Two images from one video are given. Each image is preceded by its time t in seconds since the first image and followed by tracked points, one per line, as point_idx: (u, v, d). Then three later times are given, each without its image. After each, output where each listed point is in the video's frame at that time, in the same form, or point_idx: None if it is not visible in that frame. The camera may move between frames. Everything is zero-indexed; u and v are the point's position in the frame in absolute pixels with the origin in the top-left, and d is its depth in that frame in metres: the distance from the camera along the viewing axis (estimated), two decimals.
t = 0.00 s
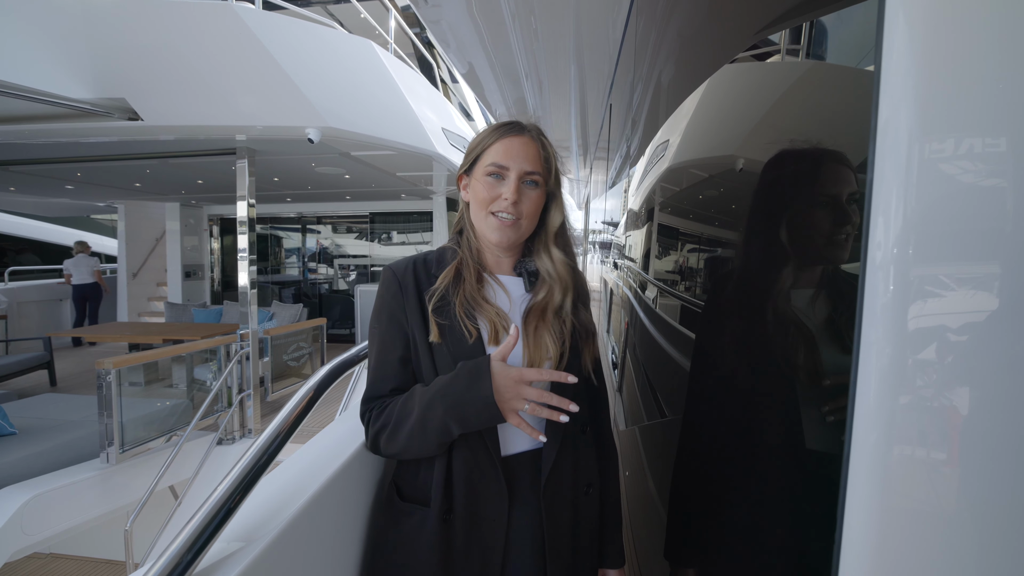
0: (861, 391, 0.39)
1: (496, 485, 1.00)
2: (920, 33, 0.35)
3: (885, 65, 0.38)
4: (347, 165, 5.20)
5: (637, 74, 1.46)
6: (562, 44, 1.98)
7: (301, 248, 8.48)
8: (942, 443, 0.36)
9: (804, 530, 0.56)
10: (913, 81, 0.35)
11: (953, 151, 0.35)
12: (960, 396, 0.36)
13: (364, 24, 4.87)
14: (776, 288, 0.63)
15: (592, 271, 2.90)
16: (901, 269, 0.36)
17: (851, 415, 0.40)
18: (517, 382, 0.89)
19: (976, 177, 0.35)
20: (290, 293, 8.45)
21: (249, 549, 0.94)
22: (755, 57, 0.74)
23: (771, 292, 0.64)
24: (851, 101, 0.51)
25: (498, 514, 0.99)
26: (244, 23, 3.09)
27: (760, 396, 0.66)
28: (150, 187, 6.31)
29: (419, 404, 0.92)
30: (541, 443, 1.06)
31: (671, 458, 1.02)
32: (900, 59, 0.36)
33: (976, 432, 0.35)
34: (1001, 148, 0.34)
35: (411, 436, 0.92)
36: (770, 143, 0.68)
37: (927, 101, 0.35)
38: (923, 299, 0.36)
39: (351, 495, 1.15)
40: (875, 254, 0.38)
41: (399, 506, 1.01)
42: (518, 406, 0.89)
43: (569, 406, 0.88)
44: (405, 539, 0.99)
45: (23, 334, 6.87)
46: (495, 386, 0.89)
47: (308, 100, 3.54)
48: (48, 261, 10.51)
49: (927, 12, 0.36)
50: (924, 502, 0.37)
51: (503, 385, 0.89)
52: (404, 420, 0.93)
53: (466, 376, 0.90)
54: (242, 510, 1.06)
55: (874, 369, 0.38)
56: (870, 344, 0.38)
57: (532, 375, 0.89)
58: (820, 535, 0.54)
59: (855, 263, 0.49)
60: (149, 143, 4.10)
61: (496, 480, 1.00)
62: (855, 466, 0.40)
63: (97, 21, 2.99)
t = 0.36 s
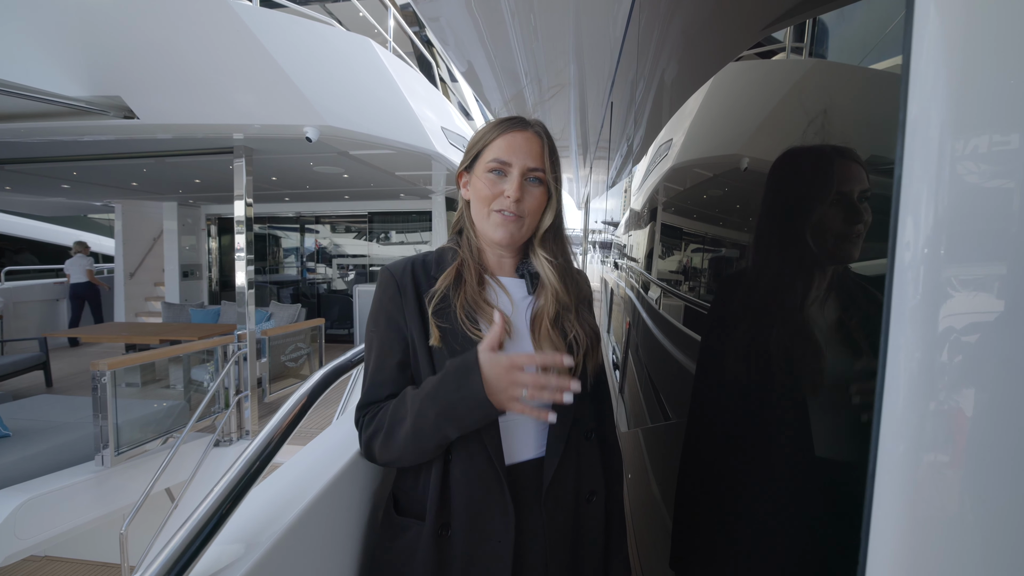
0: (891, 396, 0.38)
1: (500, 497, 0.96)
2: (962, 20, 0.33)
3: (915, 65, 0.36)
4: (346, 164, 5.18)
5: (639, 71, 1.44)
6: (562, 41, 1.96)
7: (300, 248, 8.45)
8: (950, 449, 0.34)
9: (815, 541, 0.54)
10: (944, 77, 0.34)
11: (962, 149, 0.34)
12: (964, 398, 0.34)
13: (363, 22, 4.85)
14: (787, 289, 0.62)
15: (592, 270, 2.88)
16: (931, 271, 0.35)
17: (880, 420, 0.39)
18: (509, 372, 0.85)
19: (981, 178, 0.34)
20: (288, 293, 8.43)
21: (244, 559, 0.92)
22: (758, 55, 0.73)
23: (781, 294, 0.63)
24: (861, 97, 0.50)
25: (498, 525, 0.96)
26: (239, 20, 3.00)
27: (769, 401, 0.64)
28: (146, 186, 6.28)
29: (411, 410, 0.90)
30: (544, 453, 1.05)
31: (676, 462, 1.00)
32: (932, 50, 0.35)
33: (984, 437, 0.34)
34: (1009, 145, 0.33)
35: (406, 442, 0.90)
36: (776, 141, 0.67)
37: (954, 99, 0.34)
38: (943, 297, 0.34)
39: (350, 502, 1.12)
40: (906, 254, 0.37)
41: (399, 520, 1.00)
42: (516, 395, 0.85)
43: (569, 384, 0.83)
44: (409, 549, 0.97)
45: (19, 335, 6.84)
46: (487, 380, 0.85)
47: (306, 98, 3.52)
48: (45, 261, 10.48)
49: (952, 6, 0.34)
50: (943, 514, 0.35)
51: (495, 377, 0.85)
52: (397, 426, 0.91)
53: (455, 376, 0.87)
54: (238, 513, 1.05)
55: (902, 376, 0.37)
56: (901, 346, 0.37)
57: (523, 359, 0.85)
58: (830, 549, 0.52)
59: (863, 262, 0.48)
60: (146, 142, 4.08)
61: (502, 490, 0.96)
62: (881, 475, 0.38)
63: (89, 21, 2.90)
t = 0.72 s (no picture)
0: (908, 399, 0.37)
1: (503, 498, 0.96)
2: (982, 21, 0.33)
3: (934, 64, 0.35)
4: (345, 163, 5.17)
5: (640, 70, 1.42)
6: (561, 40, 1.95)
7: (299, 247, 8.44)
8: (961, 452, 0.34)
9: (820, 544, 0.53)
10: (965, 80, 0.33)
11: (982, 145, 0.33)
12: (973, 399, 0.34)
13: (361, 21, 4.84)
14: (792, 289, 0.61)
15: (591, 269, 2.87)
16: (948, 271, 0.34)
17: (895, 423, 0.38)
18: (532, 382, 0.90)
19: (992, 175, 0.33)
20: (287, 293, 8.42)
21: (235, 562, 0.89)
22: (758, 53, 0.72)
23: (784, 294, 0.62)
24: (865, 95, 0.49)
25: (499, 527, 0.95)
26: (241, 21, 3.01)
27: (772, 402, 0.63)
28: (144, 185, 6.26)
29: (431, 408, 0.88)
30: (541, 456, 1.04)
31: (676, 463, 0.99)
32: (951, 44, 0.34)
33: (999, 440, 0.33)
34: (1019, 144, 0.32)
35: (418, 444, 0.88)
36: (777, 140, 0.65)
37: (974, 101, 0.33)
38: (961, 296, 0.34)
39: (347, 504, 1.11)
40: (923, 253, 0.36)
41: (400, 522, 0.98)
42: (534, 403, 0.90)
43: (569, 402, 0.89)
44: (411, 554, 0.96)
45: (17, 334, 6.83)
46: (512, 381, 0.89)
47: (304, 97, 3.51)
48: (44, 261, 10.47)
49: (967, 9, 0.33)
50: (963, 521, 0.34)
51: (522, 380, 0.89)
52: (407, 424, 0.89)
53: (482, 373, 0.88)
54: (232, 511, 1.04)
55: (920, 376, 0.36)
56: (918, 348, 0.36)
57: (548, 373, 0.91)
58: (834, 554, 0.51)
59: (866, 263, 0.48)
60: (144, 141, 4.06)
61: (501, 491, 0.96)
62: (898, 481, 0.37)
63: (87, 19, 2.89)
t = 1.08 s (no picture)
0: (919, 400, 0.36)
1: (503, 499, 0.95)
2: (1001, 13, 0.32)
3: (946, 60, 0.35)
4: (344, 162, 5.17)
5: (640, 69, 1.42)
6: (561, 38, 1.94)
7: (298, 247, 8.43)
8: (971, 454, 0.33)
9: (822, 543, 0.53)
10: (982, 75, 0.32)
11: (997, 143, 0.32)
12: (982, 401, 0.33)
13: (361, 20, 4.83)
14: (795, 286, 0.60)
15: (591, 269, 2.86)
16: (962, 270, 0.33)
17: (907, 423, 0.38)
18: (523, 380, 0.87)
19: (1005, 173, 0.32)
20: (287, 293, 8.41)
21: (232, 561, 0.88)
22: (760, 51, 0.71)
23: (787, 292, 0.61)
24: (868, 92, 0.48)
25: (498, 528, 0.95)
26: (238, 17, 2.99)
27: (777, 401, 0.63)
28: (143, 185, 6.25)
29: (419, 410, 0.87)
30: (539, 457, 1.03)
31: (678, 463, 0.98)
32: (964, 41, 0.33)
33: (1010, 442, 0.32)
34: None
35: (408, 443, 0.87)
36: (780, 138, 0.65)
37: (989, 98, 0.32)
38: (974, 296, 0.33)
39: (346, 505, 1.10)
40: (935, 253, 0.35)
41: (397, 521, 0.97)
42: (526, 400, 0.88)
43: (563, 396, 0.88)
44: (410, 556, 0.95)
45: (16, 334, 6.82)
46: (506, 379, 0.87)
47: (303, 96, 3.50)
48: (42, 261, 10.46)
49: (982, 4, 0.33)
50: (975, 526, 0.33)
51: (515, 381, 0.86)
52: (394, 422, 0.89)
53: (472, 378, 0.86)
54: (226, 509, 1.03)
55: (934, 377, 0.35)
56: (930, 349, 0.35)
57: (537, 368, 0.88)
58: (836, 554, 0.50)
59: (870, 260, 0.47)
60: (142, 140, 4.05)
61: (498, 490, 0.95)
62: (909, 483, 0.37)
63: (88, 17, 2.88)
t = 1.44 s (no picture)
0: (934, 402, 0.35)
1: (504, 499, 0.94)
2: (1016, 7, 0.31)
3: (959, 56, 0.34)
4: (344, 162, 5.16)
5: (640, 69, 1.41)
6: (561, 38, 1.93)
7: (298, 247, 8.43)
8: (984, 458, 0.33)
9: (825, 544, 0.52)
10: (997, 71, 0.32)
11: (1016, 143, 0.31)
12: (993, 402, 0.32)
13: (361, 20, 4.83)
14: (797, 286, 0.59)
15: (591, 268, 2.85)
16: (976, 270, 0.32)
17: (918, 426, 0.37)
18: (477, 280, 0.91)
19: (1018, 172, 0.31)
20: (287, 293, 8.41)
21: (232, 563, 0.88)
22: (761, 50, 0.70)
23: (791, 293, 0.60)
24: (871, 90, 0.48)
25: (498, 528, 0.94)
26: (238, 15, 2.98)
27: (779, 402, 0.62)
28: (142, 184, 6.24)
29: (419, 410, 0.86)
30: (542, 458, 1.01)
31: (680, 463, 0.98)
32: (982, 35, 0.32)
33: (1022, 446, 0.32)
34: None
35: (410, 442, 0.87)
36: (782, 138, 0.64)
37: (1006, 94, 0.31)
38: (990, 295, 0.32)
39: (347, 506, 1.10)
40: (949, 253, 0.34)
41: (398, 520, 0.96)
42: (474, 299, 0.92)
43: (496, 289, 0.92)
44: (411, 557, 0.94)
45: (15, 334, 6.81)
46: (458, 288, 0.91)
47: (303, 95, 3.50)
48: (42, 261, 10.44)
49: None
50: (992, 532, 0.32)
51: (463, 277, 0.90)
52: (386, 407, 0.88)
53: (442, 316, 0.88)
54: (223, 511, 1.02)
55: (948, 379, 0.34)
56: (945, 351, 0.34)
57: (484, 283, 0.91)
58: (839, 555, 0.50)
59: (874, 261, 0.46)
60: (142, 140, 4.05)
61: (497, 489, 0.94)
62: (923, 487, 0.36)
63: (88, 16, 2.88)
